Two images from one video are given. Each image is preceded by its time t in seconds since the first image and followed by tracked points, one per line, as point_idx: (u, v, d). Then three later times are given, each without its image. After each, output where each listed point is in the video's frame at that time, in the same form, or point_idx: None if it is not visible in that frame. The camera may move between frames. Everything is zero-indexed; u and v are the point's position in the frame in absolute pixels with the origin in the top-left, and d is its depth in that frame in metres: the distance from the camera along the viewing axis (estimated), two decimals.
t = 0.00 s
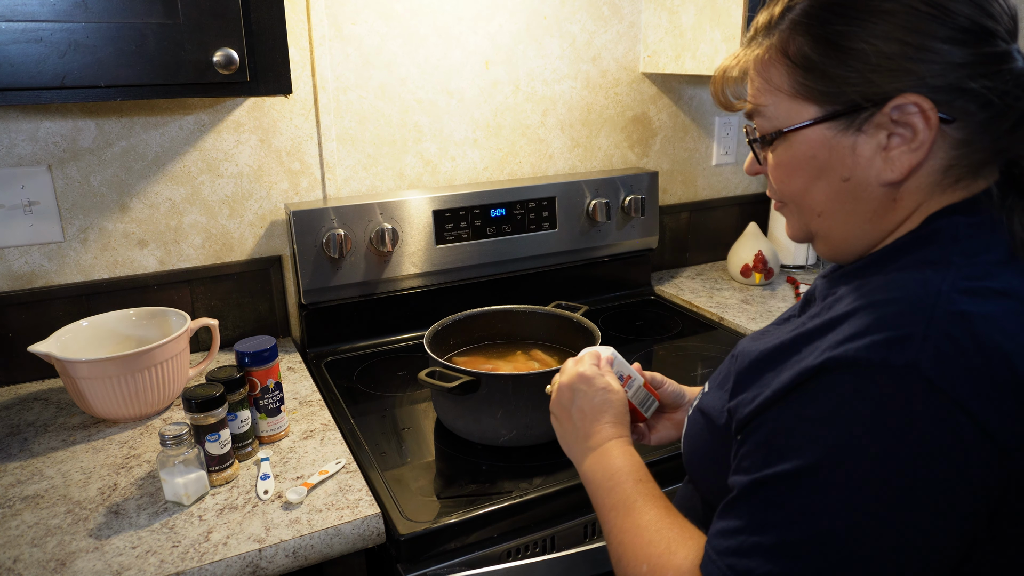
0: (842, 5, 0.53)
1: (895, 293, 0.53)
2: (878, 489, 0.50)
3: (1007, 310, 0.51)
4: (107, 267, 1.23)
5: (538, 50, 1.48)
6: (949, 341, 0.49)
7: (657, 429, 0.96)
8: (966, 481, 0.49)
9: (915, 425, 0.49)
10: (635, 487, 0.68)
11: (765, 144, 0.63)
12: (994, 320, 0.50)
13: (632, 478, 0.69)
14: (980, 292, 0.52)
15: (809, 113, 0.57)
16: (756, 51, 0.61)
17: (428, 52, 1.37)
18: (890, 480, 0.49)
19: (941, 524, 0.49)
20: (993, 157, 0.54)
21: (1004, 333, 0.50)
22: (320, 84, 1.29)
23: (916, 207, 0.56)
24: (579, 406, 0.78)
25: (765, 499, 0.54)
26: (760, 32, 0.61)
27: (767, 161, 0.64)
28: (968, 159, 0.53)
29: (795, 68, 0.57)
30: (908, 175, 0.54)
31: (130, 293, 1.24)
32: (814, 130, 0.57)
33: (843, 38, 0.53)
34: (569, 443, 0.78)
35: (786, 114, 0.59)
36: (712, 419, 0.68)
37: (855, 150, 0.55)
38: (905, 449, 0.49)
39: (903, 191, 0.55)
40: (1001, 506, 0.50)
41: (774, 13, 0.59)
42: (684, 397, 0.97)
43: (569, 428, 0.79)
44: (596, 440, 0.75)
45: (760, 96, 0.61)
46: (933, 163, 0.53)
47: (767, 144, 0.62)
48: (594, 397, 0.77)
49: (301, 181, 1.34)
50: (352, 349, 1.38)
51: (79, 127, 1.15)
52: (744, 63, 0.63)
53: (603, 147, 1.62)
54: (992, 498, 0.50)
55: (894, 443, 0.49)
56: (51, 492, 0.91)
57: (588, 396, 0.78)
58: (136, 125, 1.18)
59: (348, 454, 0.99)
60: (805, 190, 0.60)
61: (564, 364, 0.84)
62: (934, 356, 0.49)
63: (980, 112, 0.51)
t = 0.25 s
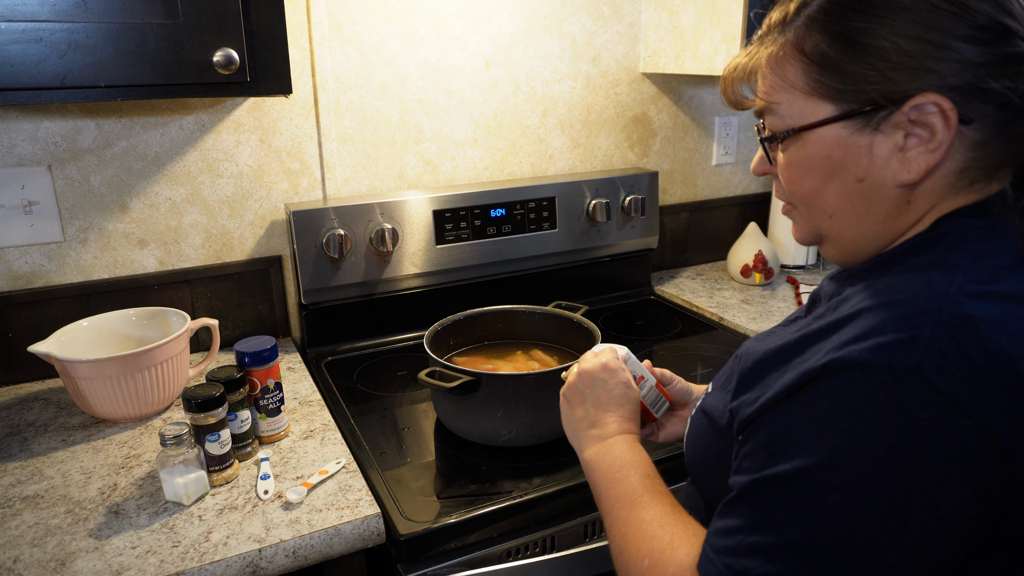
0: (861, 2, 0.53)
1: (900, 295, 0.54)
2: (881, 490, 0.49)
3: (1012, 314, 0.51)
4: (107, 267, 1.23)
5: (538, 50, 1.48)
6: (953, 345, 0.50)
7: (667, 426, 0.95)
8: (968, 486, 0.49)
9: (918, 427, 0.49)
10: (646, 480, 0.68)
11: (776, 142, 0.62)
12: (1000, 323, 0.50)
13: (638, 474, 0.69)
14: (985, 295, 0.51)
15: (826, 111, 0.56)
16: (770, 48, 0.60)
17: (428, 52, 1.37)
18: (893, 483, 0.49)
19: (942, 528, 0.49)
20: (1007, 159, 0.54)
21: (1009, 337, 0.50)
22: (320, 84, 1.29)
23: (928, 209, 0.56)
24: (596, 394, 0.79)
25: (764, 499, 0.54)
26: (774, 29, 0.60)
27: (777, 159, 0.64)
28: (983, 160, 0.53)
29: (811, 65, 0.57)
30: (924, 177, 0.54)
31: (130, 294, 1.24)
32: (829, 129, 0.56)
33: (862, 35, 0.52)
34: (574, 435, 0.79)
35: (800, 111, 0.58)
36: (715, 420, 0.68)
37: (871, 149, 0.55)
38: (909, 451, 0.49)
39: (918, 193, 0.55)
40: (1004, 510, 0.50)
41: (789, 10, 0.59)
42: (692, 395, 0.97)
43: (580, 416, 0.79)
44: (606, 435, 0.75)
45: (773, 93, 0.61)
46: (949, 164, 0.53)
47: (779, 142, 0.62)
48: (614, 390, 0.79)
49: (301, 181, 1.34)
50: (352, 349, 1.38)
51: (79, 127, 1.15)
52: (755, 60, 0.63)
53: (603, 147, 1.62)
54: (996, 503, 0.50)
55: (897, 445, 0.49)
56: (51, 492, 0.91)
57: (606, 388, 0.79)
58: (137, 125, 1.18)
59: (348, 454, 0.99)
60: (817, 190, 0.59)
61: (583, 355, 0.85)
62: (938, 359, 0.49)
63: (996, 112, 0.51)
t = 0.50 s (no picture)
0: (859, 3, 0.53)
1: (890, 295, 0.53)
2: (871, 488, 0.49)
3: (1002, 314, 0.51)
4: (107, 267, 1.23)
5: (538, 50, 1.48)
6: (943, 346, 0.49)
7: (664, 428, 0.95)
8: (957, 487, 0.49)
9: (909, 426, 0.49)
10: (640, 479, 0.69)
11: (770, 143, 0.62)
12: (991, 323, 0.50)
13: (630, 472, 0.69)
14: (977, 295, 0.51)
15: (823, 112, 0.56)
16: (765, 48, 0.60)
17: (427, 52, 1.37)
18: (884, 481, 0.49)
19: (931, 529, 0.49)
20: (1005, 160, 0.53)
21: (1000, 336, 0.50)
22: (320, 84, 1.29)
23: (923, 210, 0.56)
24: (597, 391, 0.79)
25: (752, 497, 0.55)
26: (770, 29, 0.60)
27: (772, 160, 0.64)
28: (980, 161, 0.53)
29: (808, 66, 0.57)
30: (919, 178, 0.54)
31: (130, 293, 1.24)
32: (825, 130, 0.56)
33: (860, 35, 0.52)
34: (567, 429, 0.78)
35: (796, 111, 0.58)
36: (706, 419, 0.68)
37: (868, 150, 0.54)
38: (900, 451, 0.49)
39: (912, 194, 0.55)
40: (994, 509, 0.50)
41: (786, 10, 0.59)
42: (688, 395, 0.97)
43: (578, 411, 0.79)
44: (600, 432, 0.75)
45: (769, 94, 0.60)
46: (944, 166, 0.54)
47: (774, 142, 0.61)
48: (615, 390, 0.79)
49: (301, 181, 1.34)
50: (352, 349, 1.38)
51: (79, 127, 1.15)
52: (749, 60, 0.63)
53: (603, 146, 1.62)
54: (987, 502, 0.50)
55: (888, 444, 0.49)
56: (51, 492, 0.91)
57: (607, 387, 0.79)
58: (136, 125, 1.18)
59: (348, 454, 0.99)
60: (812, 191, 0.59)
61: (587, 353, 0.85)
62: (929, 359, 0.49)
63: (994, 113, 0.51)
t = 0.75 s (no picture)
0: None
1: (885, 288, 0.54)
2: (868, 482, 0.49)
3: (995, 307, 0.51)
4: (107, 267, 1.23)
5: (538, 50, 1.48)
6: (936, 338, 0.50)
7: (658, 425, 0.95)
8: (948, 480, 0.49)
9: (904, 418, 0.49)
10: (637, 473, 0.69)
11: (765, 140, 0.62)
12: (985, 316, 0.50)
13: (626, 466, 0.70)
14: (971, 288, 0.52)
15: (816, 109, 0.56)
16: (759, 45, 0.60)
17: (427, 52, 1.37)
18: (880, 474, 0.49)
19: (923, 523, 0.49)
20: (998, 158, 0.54)
21: (993, 329, 0.50)
22: (319, 84, 1.29)
23: (915, 207, 0.56)
24: (598, 386, 0.79)
25: (744, 489, 0.54)
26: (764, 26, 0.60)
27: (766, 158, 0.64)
28: (973, 158, 0.53)
29: (801, 63, 0.57)
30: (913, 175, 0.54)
31: (130, 293, 1.24)
32: (819, 127, 0.56)
33: (854, 33, 0.52)
34: (563, 421, 0.78)
35: (790, 109, 0.58)
36: (700, 414, 0.68)
37: (862, 148, 0.54)
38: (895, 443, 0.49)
39: (906, 191, 0.55)
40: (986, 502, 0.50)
41: (780, 7, 0.59)
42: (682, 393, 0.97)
43: (577, 404, 0.78)
44: (597, 427, 0.75)
45: (763, 91, 0.60)
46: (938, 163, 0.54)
47: (767, 140, 0.61)
48: (615, 386, 0.79)
49: (301, 181, 1.34)
50: (352, 349, 1.38)
51: (79, 127, 1.15)
52: (743, 58, 0.63)
53: (603, 146, 1.62)
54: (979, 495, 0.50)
55: (883, 436, 0.49)
56: (51, 492, 0.91)
57: (608, 382, 0.79)
58: (136, 125, 1.18)
59: (349, 454, 0.99)
60: (807, 189, 0.59)
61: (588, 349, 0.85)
62: (924, 351, 0.49)
63: (985, 110, 0.51)
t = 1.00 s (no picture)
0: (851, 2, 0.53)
1: (894, 286, 0.53)
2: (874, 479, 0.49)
3: (1005, 306, 0.51)
4: (107, 267, 1.23)
5: (537, 49, 1.48)
6: (946, 336, 0.50)
7: (656, 424, 0.96)
8: (958, 480, 0.49)
9: (912, 416, 0.49)
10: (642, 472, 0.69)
11: (764, 140, 0.62)
12: (995, 315, 0.50)
13: (635, 467, 0.70)
14: (982, 287, 0.52)
15: (813, 110, 0.56)
16: (760, 45, 0.60)
17: (427, 52, 1.37)
18: (886, 472, 0.49)
19: (928, 522, 0.49)
20: (998, 159, 0.54)
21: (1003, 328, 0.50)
22: (319, 84, 1.29)
23: (913, 208, 0.56)
24: (605, 390, 0.79)
25: (752, 486, 0.54)
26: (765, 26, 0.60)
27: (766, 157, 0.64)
28: (974, 160, 0.53)
29: (799, 64, 0.57)
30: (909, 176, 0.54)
31: (130, 294, 1.24)
32: (816, 128, 0.56)
33: (851, 34, 0.53)
34: (571, 425, 0.78)
35: (788, 109, 0.58)
36: (705, 413, 0.68)
37: (857, 149, 0.55)
38: (901, 442, 0.49)
39: (903, 191, 0.55)
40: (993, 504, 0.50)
41: (780, 8, 0.59)
42: (680, 394, 0.96)
43: (585, 407, 0.78)
44: (605, 428, 0.76)
45: (762, 91, 0.61)
46: (934, 164, 0.54)
47: (767, 139, 0.62)
48: (623, 391, 0.79)
49: (301, 181, 1.34)
50: (352, 349, 1.38)
51: (79, 127, 1.15)
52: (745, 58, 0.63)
53: (603, 146, 1.62)
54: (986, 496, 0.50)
55: (889, 435, 0.49)
56: (51, 492, 0.91)
57: (616, 386, 0.79)
58: (136, 125, 1.18)
59: (348, 454, 0.99)
60: (805, 188, 0.59)
61: (584, 349, 0.85)
62: (930, 350, 0.49)
63: (985, 113, 0.51)
